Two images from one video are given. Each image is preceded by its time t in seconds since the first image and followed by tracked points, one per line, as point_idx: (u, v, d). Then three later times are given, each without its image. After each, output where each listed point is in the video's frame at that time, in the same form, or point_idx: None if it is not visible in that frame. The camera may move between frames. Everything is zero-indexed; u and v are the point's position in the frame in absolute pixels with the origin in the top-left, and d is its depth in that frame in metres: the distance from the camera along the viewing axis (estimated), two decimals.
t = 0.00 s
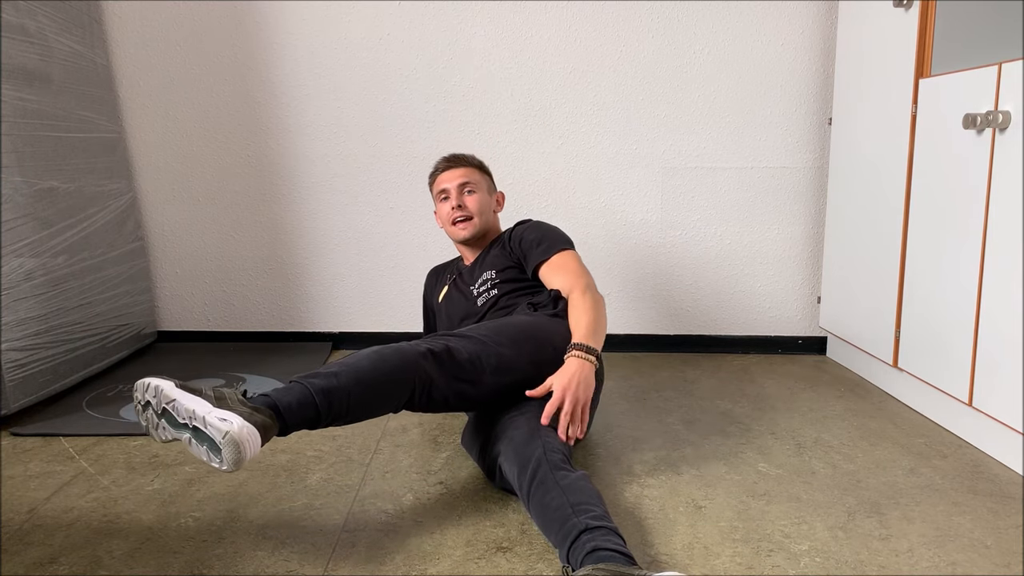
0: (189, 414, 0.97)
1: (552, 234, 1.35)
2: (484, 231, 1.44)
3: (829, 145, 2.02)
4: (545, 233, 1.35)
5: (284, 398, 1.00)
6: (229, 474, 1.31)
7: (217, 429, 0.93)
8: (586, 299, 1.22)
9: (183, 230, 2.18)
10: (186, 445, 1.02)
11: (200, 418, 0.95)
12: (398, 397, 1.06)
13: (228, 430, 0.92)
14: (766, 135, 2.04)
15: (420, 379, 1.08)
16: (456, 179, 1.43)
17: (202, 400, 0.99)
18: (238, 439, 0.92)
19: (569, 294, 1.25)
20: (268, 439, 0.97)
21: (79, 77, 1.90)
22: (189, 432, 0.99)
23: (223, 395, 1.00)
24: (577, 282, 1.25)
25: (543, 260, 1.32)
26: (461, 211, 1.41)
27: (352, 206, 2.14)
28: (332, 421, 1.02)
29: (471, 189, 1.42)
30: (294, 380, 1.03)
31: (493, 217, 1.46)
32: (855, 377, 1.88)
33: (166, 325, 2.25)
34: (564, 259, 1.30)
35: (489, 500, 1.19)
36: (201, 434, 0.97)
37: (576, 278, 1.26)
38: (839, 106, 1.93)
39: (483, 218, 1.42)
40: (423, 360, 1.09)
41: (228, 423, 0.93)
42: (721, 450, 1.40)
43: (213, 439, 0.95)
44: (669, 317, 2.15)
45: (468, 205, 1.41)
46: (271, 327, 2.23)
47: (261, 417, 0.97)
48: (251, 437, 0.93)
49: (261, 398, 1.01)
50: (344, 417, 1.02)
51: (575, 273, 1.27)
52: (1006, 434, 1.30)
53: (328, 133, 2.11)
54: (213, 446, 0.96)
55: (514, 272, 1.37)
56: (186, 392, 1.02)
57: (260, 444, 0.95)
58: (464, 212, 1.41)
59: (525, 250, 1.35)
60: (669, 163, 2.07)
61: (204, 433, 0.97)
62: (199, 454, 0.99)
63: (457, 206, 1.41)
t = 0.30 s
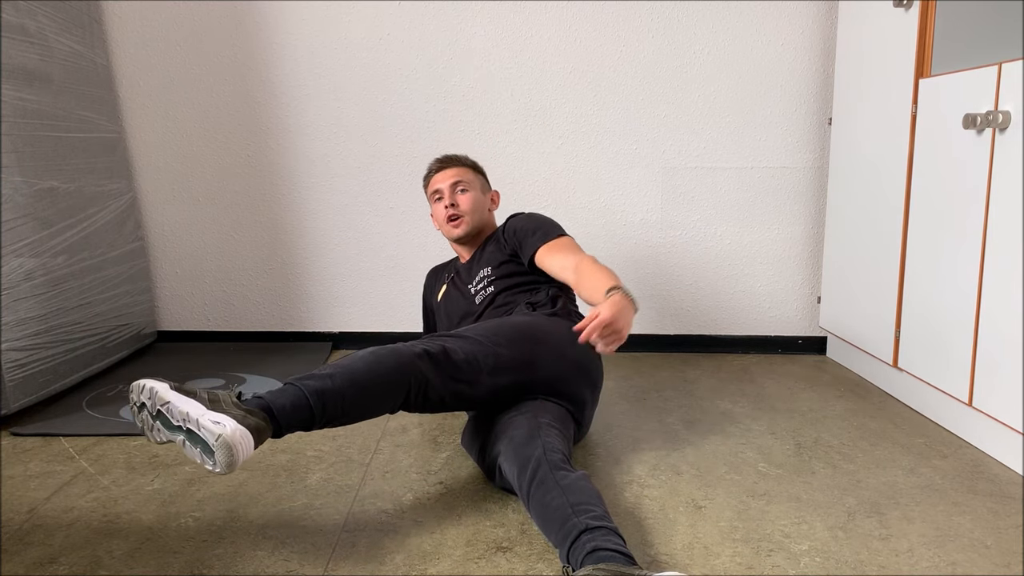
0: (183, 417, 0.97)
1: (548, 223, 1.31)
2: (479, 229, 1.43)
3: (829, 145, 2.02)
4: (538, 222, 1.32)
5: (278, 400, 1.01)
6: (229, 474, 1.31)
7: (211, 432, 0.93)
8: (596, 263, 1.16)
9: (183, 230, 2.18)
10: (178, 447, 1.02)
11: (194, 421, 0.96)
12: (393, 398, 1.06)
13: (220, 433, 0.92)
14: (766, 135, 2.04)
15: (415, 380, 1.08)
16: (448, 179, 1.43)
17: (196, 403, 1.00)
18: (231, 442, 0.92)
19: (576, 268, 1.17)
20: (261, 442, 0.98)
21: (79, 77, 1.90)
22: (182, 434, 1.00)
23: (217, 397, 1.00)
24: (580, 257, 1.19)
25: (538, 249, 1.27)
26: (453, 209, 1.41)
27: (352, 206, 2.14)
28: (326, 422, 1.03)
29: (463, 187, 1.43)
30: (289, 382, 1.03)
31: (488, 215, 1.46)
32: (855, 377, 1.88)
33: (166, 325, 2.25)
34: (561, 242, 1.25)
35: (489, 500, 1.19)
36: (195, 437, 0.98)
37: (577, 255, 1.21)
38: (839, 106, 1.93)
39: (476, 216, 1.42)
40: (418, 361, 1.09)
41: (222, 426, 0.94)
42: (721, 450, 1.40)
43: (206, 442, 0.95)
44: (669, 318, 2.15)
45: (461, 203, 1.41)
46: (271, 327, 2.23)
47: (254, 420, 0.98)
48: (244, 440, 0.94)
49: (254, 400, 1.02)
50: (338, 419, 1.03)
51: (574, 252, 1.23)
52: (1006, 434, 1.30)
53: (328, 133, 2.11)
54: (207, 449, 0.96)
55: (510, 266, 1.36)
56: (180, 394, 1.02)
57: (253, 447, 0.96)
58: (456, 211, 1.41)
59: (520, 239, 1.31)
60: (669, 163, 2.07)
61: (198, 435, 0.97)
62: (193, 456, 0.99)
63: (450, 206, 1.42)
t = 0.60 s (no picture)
0: (178, 430, 0.96)
1: (551, 225, 1.32)
2: (464, 226, 1.42)
3: (829, 145, 2.02)
4: (540, 223, 1.33)
5: (273, 410, 1.00)
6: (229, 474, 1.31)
7: (206, 445, 0.93)
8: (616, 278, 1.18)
9: (183, 230, 2.18)
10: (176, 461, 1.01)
11: (189, 434, 0.95)
12: (389, 403, 1.06)
13: (217, 445, 0.92)
14: (766, 135, 2.04)
15: (411, 384, 1.08)
16: (432, 180, 1.44)
17: (191, 415, 0.99)
18: (227, 455, 0.92)
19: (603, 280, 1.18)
20: (258, 453, 0.97)
21: (79, 77, 1.90)
22: (179, 448, 0.99)
23: (213, 409, 0.99)
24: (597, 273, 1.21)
25: (544, 250, 1.29)
26: (437, 208, 1.41)
27: (352, 206, 2.14)
28: (324, 431, 1.02)
29: (448, 186, 1.43)
30: (284, 392, 1.03)
31: (475, 214, 1.45)
32: (855, 378, 1.88)
33: (166, 325, 2.25)
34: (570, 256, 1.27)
35: (489, 500, 1.19)
36: (191, 449, 0.97)
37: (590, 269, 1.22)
38: (839, 106, 1.93)
39: (461, 213, 1.42)
40: (413, 366, 1.09)
41: (217, 438, 0.93)
42: (721, 450, 1.40)
43: (203, 454, 0.94)
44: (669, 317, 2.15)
45: (445, 202, 1.41)
46: (271, 327, 2.23)
47: (250, 431, 0.97)
48: (240, 452, 0.93)
49: (250, 411, 1.01)
50: (334, 427, 1.02)
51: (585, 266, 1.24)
52: (1006, 434, 1.30)
53: (328, 133, 2.11)
54: (203, 461, 0.95)
55: (508, 272, 1.35)
56: (177, 408, 1.01)
57: (250, 458, 0.95)
58: (440, 209, 1.41)
59: (523, 240, 1.32)
60: (669, 163, 2.07)
61: (195, 448, 0.96)
62: (191, 469, 0.99)
63: (433, 205, 1.42)
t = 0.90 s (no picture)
0: (180, 434, 0.96)
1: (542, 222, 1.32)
2: (466, 222, 1.42)
3: (829, 145, 2.02)
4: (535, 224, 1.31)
5: (275, 414, 1.01)
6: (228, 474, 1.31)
7: (208, 450, 0.93)
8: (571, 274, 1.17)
9: (183, 230, 2.18)
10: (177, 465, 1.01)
11: (191, 439, 0.95)
12: (390, 406, 1.07)
13: (218, 450, 0.92)
14: (766, 135, 2.04)
15: (412, 386, 1.08)
16: (441, 176, 1.45)
17: (193, 420, 0.99)
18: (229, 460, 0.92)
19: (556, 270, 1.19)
20: (259, 457, 0.97)
21: (80, 77, 1.89)
22: (181, 452, 0.99)
23: (215, 414, 1.00)
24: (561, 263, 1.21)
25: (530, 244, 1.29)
26: (442, 201, 1.41)
27: (352, 206, 2.14)
28: (325, 433, 1.03)
29: (454, 182, 1.43)
30: (285, 395, 1.03)
31: (481, 210, 1.44)
32: (855, 378, 1.88)
33: (166, 325, 2.25)
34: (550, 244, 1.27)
35: (489, 500, 1.19)
36: (193, 454, 0.97)
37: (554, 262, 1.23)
38: (839, 106, 1.93)
39: (464, 209, 1.41)
40: (414, 368, 1.09)
41: (219, 443, 0.93)
42: (721, 450, 1.40)
43: (204, 459, 0.94)
44: (670, 317, 2.15)
45: (449, 196, 1.41)
46: (271, 327, 2.23)
47: (252, 435, 0.97)
48: (242, 457, 0.93)
49: (252, 415, 1.02)
50: (335, 430, 1.03)
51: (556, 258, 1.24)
52: (1006, 434, 1.30)
53: (328, 133, 2.11)
54: (204, 466, 0.95)
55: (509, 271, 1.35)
56: (178, 413, 1.01)
57: (251, 463, 0.95)
58: (444, 204, 1.41)
59: (515, 237, 1.32)
60: (669, 163, 2.07)
61: (195, 453, 0.96)
62: (191, 474, 0.98)
63: (438, 200, 1.42)
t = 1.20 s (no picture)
0: (176, 426, 0.97)
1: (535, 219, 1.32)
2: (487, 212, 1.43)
3: (829, 145, 2.02)
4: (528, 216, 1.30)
5: (273, 407, 1.01)
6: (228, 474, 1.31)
7: (204, 442, 0.93)
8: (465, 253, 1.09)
9: (183, 230, 2.18)
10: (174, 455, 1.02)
11: (187, 430, 0.95)
12: (388, 402, 1.07)
13: (214, 443, 0.92)
14: (766, 135, 2.04)
15: (411, 384, 1.08)
16: (484, 169, 1.49)
17: (190, 411, 0.99)
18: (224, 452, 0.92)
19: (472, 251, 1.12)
20: (255, 450, 0.97)
21: (80, 77, 1.89)
22: (177, 443, 0.99)
23: (211, 405, 1.00)
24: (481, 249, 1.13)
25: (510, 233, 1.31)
26: (473, 188, 1.44)
27: (352, 206, 2.14)
28: (322, 428, 1.03)
29: (491, 177, 1.46)
30: (283, 389, 1.03)
31: (504, 211, 1.45)
32: (855, 378, 1.88)
33: (166, 325, 2.25)
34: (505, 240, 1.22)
35: (489, 500, 1.19)
36: (189, 445, 0.97)
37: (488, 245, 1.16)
38: (839, 106, 1.93)
39: (490, 202, 1.43)
40: (413, 365, 1.09)
41: (215, 435, 0.93)
42: (721, 450, 1.40)
43: (200, 451, 0.95)
44: (670, 317, 2.15)
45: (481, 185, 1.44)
46: (271, 327, 2.23)
47: (248, 428, 0.97)
48: (237, 449, 0.94)
49: (249, 407, 1.02)
50: (332, 425, 1.03)
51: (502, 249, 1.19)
52: (1006, 434, 1.30)
53: (328, 134, 2.11)
54: (201, 457, 0.96)
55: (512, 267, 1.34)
56: (175, 404, 1.01)
57: (247, 455, 0.96)
58: (474, 190, 1.44)
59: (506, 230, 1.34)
60: (670, 163, 2.07)
61: (192, 444, 0.96)
62: (188, 466, 0.99)
63: (471, 185, 1.45)
